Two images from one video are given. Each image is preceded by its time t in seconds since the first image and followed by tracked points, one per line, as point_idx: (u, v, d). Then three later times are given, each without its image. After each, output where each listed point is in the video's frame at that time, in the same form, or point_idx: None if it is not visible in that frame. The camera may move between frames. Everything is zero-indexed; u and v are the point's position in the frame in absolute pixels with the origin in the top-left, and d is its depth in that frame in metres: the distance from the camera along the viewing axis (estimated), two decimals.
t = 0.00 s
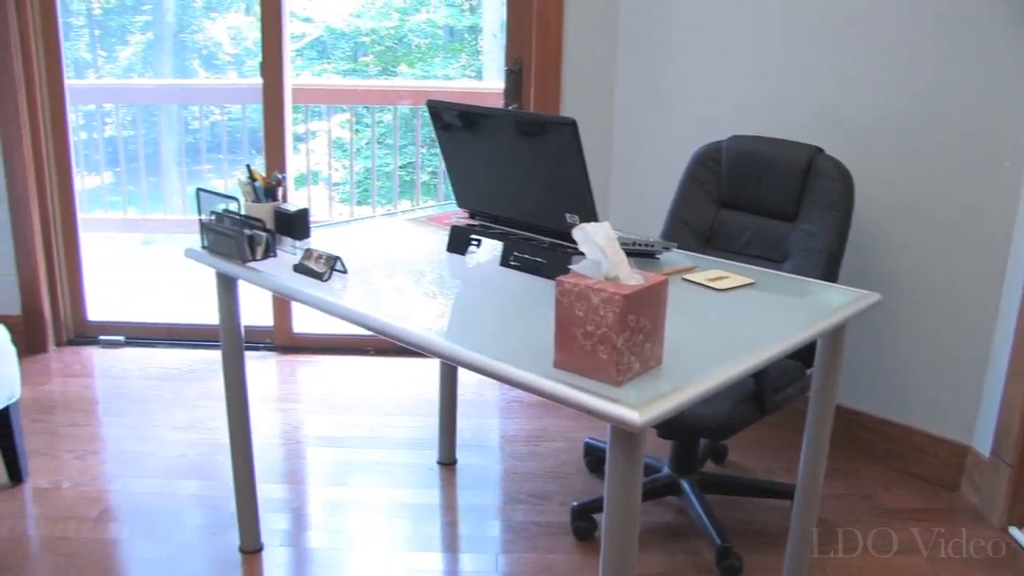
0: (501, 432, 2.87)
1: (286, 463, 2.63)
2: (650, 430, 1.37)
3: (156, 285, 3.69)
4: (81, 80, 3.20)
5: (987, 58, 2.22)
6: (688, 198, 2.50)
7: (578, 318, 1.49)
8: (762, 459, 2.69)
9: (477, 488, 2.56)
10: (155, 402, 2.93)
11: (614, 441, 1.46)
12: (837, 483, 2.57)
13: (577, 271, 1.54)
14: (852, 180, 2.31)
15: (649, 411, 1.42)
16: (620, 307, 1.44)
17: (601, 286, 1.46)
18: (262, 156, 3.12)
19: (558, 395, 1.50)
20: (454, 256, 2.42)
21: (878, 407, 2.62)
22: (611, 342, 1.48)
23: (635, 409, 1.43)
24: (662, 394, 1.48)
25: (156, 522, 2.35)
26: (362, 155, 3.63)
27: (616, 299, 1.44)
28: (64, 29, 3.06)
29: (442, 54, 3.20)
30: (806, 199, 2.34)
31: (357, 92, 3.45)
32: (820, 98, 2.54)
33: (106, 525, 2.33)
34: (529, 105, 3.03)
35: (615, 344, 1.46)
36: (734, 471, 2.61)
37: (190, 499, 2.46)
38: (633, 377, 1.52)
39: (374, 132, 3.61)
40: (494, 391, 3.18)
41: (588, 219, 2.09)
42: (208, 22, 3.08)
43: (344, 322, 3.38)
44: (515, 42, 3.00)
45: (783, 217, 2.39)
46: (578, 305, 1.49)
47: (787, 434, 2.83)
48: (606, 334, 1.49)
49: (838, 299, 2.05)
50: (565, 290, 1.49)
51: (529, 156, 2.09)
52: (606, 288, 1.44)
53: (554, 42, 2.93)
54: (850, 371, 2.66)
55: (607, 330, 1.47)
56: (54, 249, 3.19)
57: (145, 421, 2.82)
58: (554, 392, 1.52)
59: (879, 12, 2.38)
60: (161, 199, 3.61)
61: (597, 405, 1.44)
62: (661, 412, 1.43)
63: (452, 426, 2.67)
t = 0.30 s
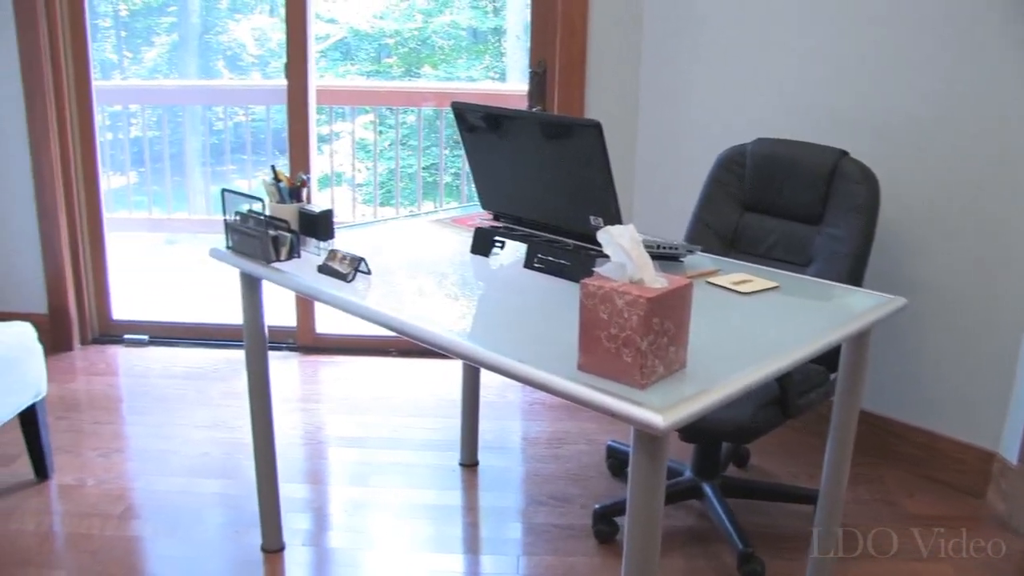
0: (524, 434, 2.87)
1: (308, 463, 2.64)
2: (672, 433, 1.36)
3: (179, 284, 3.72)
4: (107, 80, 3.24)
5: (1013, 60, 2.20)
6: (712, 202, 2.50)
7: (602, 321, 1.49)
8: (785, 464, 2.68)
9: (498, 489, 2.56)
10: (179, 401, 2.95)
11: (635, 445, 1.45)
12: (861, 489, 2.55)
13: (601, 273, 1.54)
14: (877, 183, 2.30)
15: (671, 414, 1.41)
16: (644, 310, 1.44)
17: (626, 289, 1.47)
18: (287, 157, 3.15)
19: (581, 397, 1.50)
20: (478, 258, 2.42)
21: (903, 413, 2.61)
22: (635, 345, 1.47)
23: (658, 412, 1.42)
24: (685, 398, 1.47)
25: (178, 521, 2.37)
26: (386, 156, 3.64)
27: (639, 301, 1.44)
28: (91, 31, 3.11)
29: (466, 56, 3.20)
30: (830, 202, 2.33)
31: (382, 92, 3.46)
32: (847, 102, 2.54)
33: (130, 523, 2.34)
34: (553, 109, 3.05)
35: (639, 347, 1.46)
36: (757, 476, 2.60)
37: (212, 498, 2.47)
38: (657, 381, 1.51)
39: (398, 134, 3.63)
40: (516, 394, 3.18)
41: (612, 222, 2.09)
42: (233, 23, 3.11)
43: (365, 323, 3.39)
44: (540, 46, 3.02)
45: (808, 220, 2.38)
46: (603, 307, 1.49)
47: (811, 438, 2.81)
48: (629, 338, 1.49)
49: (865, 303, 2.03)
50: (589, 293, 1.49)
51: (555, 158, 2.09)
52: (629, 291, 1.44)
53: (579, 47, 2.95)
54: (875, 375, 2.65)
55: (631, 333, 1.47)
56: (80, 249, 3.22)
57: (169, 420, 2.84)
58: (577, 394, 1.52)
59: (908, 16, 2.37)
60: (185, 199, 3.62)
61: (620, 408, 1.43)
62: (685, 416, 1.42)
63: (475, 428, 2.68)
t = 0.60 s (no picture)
0: (548, 434, 2.87)
1: (333, 461, 2.66)
2: (700, 434, 1.36)
3: (205, 282, 3.75)
4: (136, 79, 3.29)
5: None
6: (739, 202, 2.49)
7: (629, 321, 1.49)
8: (811, 467, 2.67)
9: (523, 489, 2.56)
10: (205, 397, 2.97)
11: (661, 445, 1.44)
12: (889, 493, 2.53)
13: (629, 273, 1.54)
14: (906, 185, 2.28)
15: (698, 416, 1.40)
16: (672, 311, 1.43)
17: (653, 289, 1.46)
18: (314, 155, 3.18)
19: (607, 397, 1.49)
20: (504, 258, 2.41)
21: (934, 417, 2.58)
22: (662, 346, 1.47)
23: (685, 413, 1.41)
24: (712, 399, 1.46)
25: (204, 516, 2.38)
26: (411, 156, 3.69)
27: (667, 302, 1.44)
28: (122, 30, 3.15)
29: (492, 56, 3.22)
30: (859, 204, 2.31)
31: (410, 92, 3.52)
32: (877, 102, 2.52)
33: (156, 518, 2.36)
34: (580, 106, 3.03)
35: (666, 347, 1.45)
36: (782, 478, 2.59)
37: (237, 494, 2.49)
38: (684, 382, 1.50)
39: (423, 133, 3.67)
40: (541, 394, 3.18)
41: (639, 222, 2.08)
42: (261, 22, 3.15)
43: (390, 322, 3.40)
44: (567, 45, 3.02)
45: (835, 221, 2.36)
46: (630, 308, 1.48)
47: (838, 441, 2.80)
48: (657, 338, 1.48)
49: (894, 305, 2.02)
50: (617, 293, 1.49)
51: (582, 158, 2.09)
52: (657, 291, 1.44)
53: (607, 47, 2.94)
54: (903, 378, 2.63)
55: (659, 333, 1.46)
56: (109, 245, 3.26)
57: (195, 416, 2.86)
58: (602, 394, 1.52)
59: (941, 16, 2.34)
60: (213, 197, 3.64)
61: (646, 408, 1.42)
62: (712, 418, 1.42)
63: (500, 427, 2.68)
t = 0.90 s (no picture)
0: (576, 435, 2.87)
1: (362, 459, 2.67)
2: (730, 437, 1.35)
3: (234, 280, 3.78)
4: (169, 78, 3.32)
5: None
6: (770, 203, 2.48)
7: (660, 322, 1.48)
8: (842, 471, 2.65)
9: (552, 490, 2.56)
10: (235, 394, 3.00)
11: (692, 447, 1.44)
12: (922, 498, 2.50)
13: (661, 274, 1.54)
14: (940, 188, 2.26)
15: (729, 418, 1.39)
16: (704, 312, 1.43)
17: (685, 291, 1.45)
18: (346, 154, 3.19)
19: (637, 398, 1.49)
20: (535, 258, 2.41)
21: (967, 421, 2.56)
22: (694, 347, 1.46)
23: (716, 415, 1.41)
24: (743, 401, 1.45)
25: (234, 512, 2.40)
26: (443, 155, 3.69)
27: (699, 304, 1.43)
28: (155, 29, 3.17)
29: (522, 56, 3.24)
30: (892, 207, 2.29)
31: (440, 92, 3.54)
32: (910, 104, 2.50)
33: (186, 513, 2.38)
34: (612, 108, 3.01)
35: (697, 349, 1.44)
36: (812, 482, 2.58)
37: (265, 490, 2.51)
38: (714, 384, 1.49)
39: (455, 133, 3.65)
40: (569, 394, 3.18)
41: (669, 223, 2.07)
42: (291, 22, 3.18)
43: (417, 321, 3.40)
44: (600, 45, 3.00)
45: (868, 224, 2.34)
46: (661, 309, 1.47)
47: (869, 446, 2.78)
48: (688, 340, 1.47)
49: (928, 308, 2.00)
50: (648, 294, 1.48)
51: (614, 158, 2.08)
52: (689, 292, 1.43)
53: (639, 47, 2.94)
54: (936, 382, 2.61)
55: (690, 335, 1.46)
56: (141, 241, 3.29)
57: (225, 413, 2.88)
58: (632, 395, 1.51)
59: (976, 17, 2.32)
60: (243, 195, 3.66)
61: (676, 409, 1.42)
62: (743, 420, 1.41)
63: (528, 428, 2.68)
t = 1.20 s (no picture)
0: (601, 436, 2.87)
1: (387, 458, 2.68)
2: (759, 439, 1.35)
3: (260, 278, 3.80)
4: (197, 77, 3.35)
5: None
6: (798, 204, 2.46)
7: (689, 324, 1.47)
8: (869, 476, 2.63)
9: (577, 490, 2.56)
10: (262, 392, 3.01)
11: (720, 449, 1.43)
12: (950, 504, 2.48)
13: (691, 275, 1.54)
14: (971, 190, 2.24)
15: (757, 421, 1.39)
16: (732, 314, 1.42)
17: (713, 292, 1.45)
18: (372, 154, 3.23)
19: (664, 399, 1.48)
20: (563, 258, 2.41)
21: (997, 427, 2.54)
22: (722, 349, 1.45)
23: (745, 417, 1.40)
24: (771, 404, 1.44)
25: (260, 509, 2.42)
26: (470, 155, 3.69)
27: (728, 305, 1.42)
28: (185, 28, 3.21)
29: (550, 56, 3.24)
30: (922, 209, 2.28)
31: (467, 92, 3.54)
32: (941, 106, 2.48)
33: (212, 509, 2.40)
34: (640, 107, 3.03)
35: (726, 351, 1.44)
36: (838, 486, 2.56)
37: (290, 488, 2.52)
38: (742, 387, 1.49)
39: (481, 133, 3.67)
40: (594, 395, 3.17)
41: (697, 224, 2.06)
42: (319, 22, 3.21)
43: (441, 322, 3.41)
44: (628, 44, 3.02)
45: (898, 226, 2.32)
46: (690, 310, 1.47)
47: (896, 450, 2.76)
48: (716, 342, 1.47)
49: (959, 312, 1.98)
50: (677, 296, 1.48)
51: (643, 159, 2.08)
52: (718, 295, 1.43)
53: (666, 47, 2.94)
54: (965, 387, 2.59)
55: (718, 337, 1.45)
56: (169, 239, 3.33)
57: (252, 410, 2.90)
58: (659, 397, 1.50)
59: (1008, 18, 2.30)
60: (271, 193, 3.66)
61: (704, 411, 1.41)
62: (772, 422, 1.40)
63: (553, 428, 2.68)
